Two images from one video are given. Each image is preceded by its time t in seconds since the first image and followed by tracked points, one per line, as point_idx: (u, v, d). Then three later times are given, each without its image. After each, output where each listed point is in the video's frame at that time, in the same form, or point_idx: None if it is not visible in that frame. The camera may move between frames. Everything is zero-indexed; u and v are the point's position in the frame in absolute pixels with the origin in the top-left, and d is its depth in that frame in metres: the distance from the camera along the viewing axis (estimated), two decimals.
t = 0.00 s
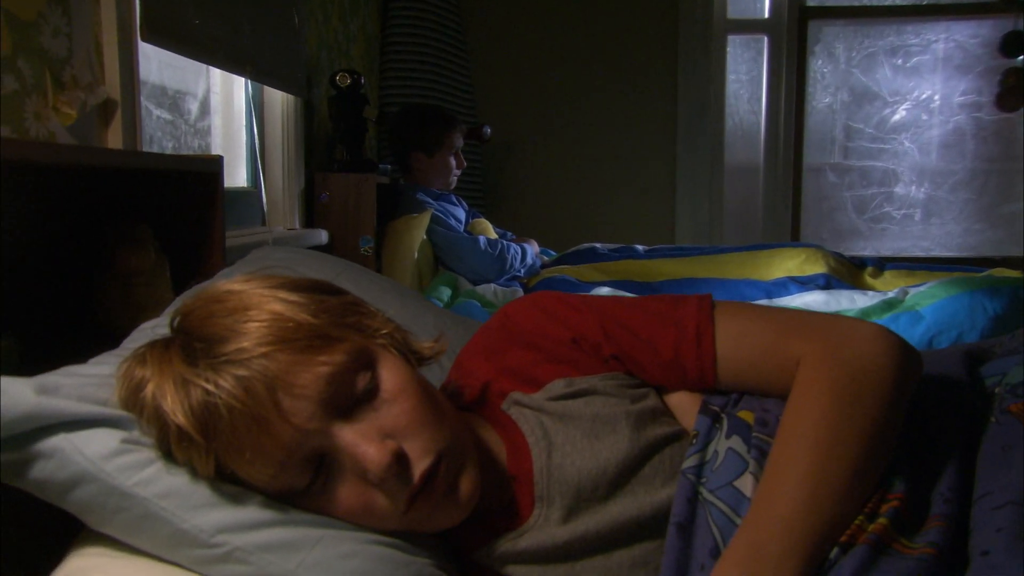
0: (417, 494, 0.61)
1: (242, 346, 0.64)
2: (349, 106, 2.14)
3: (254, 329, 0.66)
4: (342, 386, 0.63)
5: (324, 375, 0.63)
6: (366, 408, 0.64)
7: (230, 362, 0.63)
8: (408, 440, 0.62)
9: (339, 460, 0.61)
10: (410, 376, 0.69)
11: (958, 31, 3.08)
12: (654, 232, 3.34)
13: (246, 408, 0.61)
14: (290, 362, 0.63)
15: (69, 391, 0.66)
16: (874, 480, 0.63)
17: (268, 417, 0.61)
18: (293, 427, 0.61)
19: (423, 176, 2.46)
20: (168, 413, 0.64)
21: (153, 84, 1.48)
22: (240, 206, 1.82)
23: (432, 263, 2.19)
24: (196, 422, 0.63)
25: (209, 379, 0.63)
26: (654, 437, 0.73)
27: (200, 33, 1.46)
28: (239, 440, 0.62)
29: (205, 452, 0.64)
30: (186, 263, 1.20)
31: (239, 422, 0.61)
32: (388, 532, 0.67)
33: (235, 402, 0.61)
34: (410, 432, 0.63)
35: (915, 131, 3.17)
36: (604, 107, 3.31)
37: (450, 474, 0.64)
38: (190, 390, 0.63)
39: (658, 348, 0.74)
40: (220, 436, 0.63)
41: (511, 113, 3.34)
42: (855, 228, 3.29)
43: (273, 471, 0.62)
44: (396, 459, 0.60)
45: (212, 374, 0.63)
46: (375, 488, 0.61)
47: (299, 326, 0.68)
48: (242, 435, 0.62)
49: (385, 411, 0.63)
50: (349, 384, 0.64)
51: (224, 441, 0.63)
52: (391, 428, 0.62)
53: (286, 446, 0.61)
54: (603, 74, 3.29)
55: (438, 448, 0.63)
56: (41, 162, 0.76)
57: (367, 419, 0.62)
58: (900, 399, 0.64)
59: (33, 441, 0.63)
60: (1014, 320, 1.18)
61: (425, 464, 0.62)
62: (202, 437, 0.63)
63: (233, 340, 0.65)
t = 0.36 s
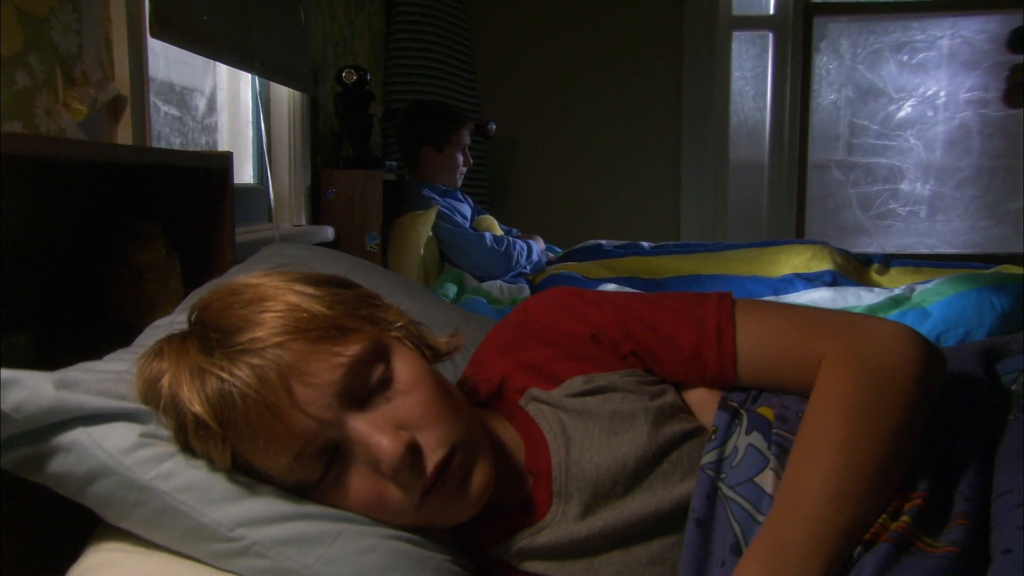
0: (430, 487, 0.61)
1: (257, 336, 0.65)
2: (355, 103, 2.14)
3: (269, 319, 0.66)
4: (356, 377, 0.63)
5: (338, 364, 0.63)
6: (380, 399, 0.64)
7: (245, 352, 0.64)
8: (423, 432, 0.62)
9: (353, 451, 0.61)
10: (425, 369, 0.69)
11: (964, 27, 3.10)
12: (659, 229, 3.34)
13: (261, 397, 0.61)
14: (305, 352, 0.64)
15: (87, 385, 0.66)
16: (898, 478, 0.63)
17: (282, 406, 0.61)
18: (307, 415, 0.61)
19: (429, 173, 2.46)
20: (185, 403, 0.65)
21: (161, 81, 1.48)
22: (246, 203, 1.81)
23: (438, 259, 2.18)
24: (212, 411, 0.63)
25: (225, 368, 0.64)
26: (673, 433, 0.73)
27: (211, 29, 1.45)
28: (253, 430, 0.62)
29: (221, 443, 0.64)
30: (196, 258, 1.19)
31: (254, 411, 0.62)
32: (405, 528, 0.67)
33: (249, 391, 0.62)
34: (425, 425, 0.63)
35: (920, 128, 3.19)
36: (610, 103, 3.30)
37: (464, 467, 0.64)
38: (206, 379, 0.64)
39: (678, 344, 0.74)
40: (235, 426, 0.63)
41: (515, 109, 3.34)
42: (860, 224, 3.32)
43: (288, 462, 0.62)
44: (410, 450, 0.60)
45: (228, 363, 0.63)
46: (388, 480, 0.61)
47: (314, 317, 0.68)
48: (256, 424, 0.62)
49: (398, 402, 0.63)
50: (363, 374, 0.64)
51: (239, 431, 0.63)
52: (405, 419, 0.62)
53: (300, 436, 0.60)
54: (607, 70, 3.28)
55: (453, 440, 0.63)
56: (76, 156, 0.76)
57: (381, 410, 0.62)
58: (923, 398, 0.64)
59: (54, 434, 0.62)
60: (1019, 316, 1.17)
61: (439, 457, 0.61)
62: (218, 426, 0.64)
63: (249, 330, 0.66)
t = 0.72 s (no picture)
0: (439, 482, 0.61)
1: (266, 333, 0.65)
2: (359, 99, 2.13)
3: (278, 315, 0.66)
4: (365, 373, 0.63)
5: (347, 360, 0.63)
6: (390, 395, 0.64)
7: (254, 348, 0.64)
8: (432, 428, 0.62)
9: (361, 447, 0.61)
10: (434, 365, 0.69)
11: (969, 23, 3.09)
12: (663, 225, 3.34)
13: (269, 394, 0.61)
14: (314, 349, 0.64)
15: (98, 381, 0.66)
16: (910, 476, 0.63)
17: (290, 403, 0.61)
18: (316, 411, 0.61)
19: (433, 169, 2.46)
20: (194, 399, 0.65)
21: (166, 77, 1.47)
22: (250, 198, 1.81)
23: (442, 255, 2.18)
24: (220, 408, 0.63)
25: (234, 365, 0.64)
26: (684, 430, 0.73)
27: (216, 25, 1.45)
28: (262, 426, 0.62)
29: (230, 439, 0.64)
30: (202, 254, 1.19)
31: (263, 407, 0.62)
32: (415, 523, 0.67)
33: (258, 387, 0.62)
34: (434, 421, 0.63)
35: (924, 124, 3.19)
36: (613, 99, 3.30)
37: (473, 462, 0.63)
38: (215, 376, 0.64)
39: (690, 342, 0.74)
40: (244, 422, 0.63)
41: (518, 105, 3.33)
42: (864, 221, 3.32)
43: (297, 458, 0.62)
44: (419, 446, 0.59)
45: (236, 360, 0.63)
46: (397, 476, 0.60)
47: (322, 313, 0.68)
48: (265, 420, 0.62)
49: (407, 398, 0.63)
50: (372, 370, 0.64)
51: (249, 427, 0.63)
52: (415, 415, 0.62)
53: (309, 432, 0.60)
54: (611, 66, 3.28)
55: (461, 435, 0.63)
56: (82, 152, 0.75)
57: (390, 405, 0.62)
58: (935, 395, 0.64)
59: (65, 430, 0.62)
60: None
61: (449, 452, 0.61)
62: (228, 423, 0.64)
63: (257, 327, 0.66)
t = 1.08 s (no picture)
0: (443, 482, 0.61)
1: (267, 334, 0.65)
2: (361, 95, 2.13)
3: (279, 316, 0.66)
4: (367, 373, 0.63)
5: (349, 361, 0.63)
6: (392, 395, 0.63)
7: (255, 350, 0.64)
8: (435, 427, 0.62)
9: (364, 447, 0.61)
10: (437, 363, 0.69)
11: (973, 20, 3.09)
12: (666, 222, 3.33)
13: (271, 396, 0.62)
14: (315, 349, 0.64)
15: (102, 379, 0.66)
16: (916, 475, 0.63)
17: (292, 404, 0.61)
18: (318, 412, 0.61)
19: (436, 166, 2.46)
20: (196, 400, 0.65)
21: (170, 74, 1.47)
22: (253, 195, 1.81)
23: (445, 252, 2.18)
24: (222, 410, 0.63)
25: (235, 367, 0.64)
26: (690, 428, 0.73)
27: (220, 22, 1.45)
28: (265, 428, 0.62)
29: (233, 440, 0.64)
30: (206, 251, 1.20)
31: (265, 409, 0.62)
32: (419, 521, 0.67)
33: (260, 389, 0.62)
34: (437, 420, 0.63)
35: (928, 121, 3.19)
36: (615, 96, 3.29)
37: (477, 461, 0.63)
38: (216, 378, 0.64)
39: (696, 341, 0.74)
40: (246, 424, 0.63)
41: (520, 101, 3.33)
42: (867, 218, 3.31)
43: (301, 459, 0.62)
44: (422, 446, 0.59)
45: (238, 361, 0.63)
46: (400, 476, 0.61)
47: (324, 313, 0.68)
48: (268, 422, 0.62)
49: (410, 398, 0.63)
50: (374, 371, 0.64)
51: (251, 428, 0.63)
52: (418, 414, 0.62)
53: (311, 433, 0.60)
54: (614, 63, 3.27)
55: (465, 434, 0.63)
56: (86, 150, 0.75)
57: (393, 406, 0.62)
58: (941, 394, 0.64)
59: (69, 428, 0.62)
60: None
61: (452, 452, 0.61)
62: (230, 424, 0.64)
63: (259, 328, 0.66)
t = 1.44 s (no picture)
0: (448, 481, 0.61)
1: (271, 336, 0.65)
2: (365, 93, 2.13)
3: (283, 317, 0.66)
4: (372, 375, 0.63)
5: (353, 363, 0.63)
6: (398, 396, 0.64)
7: (259, 352, 0.64)
8: (440, 427, 0.62)
9: (369, 448, 0.61)
10: (442, 364, 0.69)
11: (978, 19, 3.08)
12: (670, 221, 3.33)
13: (276, 398, 0.62)
14: (319, 351, 0.64)
15: (107, 378, 0.66)
16: (923, 475, 0.62)
17: (296, 406, 0.61)
18: (323, 414, 0.61)
19: (439, 165, 2.46)
20: (199, 402, 0.65)
21: (174, 73, 1.47)
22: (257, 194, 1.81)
23: (449, 251, 2.18)
24: (226, 412, 0.63)
25: (239, 369, 0.64)
26: (695, 429, 0.72)
27: (224, 21, 1.45)
28: (269, 430, 0.62)
29: (237, 441, 0.64)
30: (211, 250, 1.20)
31: (270, 411, 0.62)
32: (424, 521, 0.67)
33: (264, 392, 0.62)
34: (442, 420, 0.63)
35: (933, 120, 3.18)
36: (619, 95, 3.29)
37: (481, 460, 0.63)
38: (220, 380, 0.64)
39: (701, 342, 0.74)
40: (251, 425, 0.63)
41: (523, 100, 3.33)
42: (872, 217, 3.30)
43: (305, 460, 0.62)
44: (427, 447, 0.59)
45: (241, 364, 0.63)
46: (405, 477, 0.61)
47: (327, 314, 0.68)
48: (272, 423, 0.62)
49: (415, 399, 0.63)
50: (378, 372, 0.64)
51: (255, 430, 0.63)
52: (423, 415, 0.62)
53: (316, 435, 0.60)
54: (617, 62, 3.27)
55: (469, 433, 0.63)
56: (92, 148, 0.75)
57: (398, 406, 0.62)
58: (947, 396, 0.63)
59: (75, 428, 0.62)
60: None
61: (457, 453, 0.61)
62: (233, 426, 0.64)
63: (262, 329, 0.66)
